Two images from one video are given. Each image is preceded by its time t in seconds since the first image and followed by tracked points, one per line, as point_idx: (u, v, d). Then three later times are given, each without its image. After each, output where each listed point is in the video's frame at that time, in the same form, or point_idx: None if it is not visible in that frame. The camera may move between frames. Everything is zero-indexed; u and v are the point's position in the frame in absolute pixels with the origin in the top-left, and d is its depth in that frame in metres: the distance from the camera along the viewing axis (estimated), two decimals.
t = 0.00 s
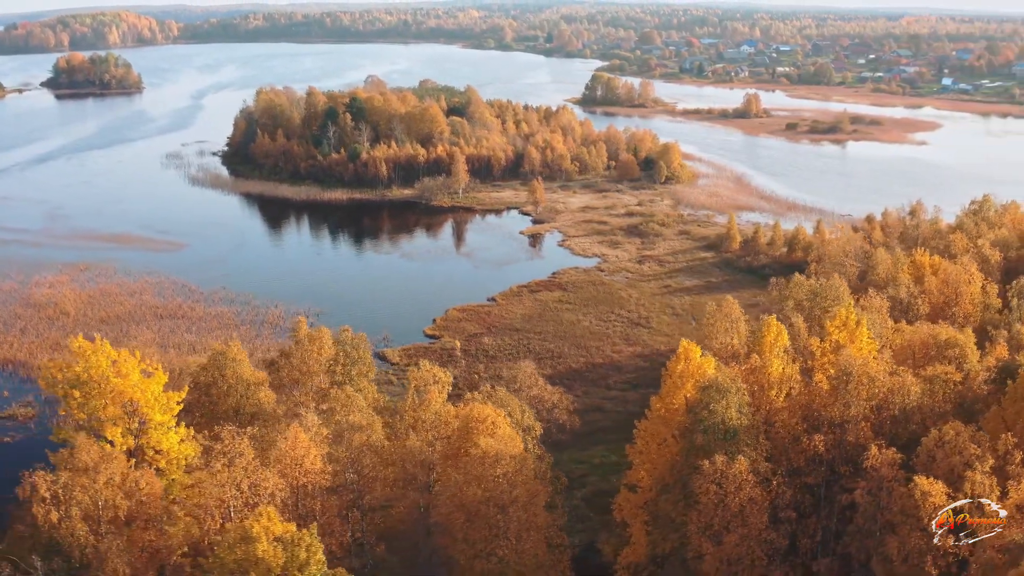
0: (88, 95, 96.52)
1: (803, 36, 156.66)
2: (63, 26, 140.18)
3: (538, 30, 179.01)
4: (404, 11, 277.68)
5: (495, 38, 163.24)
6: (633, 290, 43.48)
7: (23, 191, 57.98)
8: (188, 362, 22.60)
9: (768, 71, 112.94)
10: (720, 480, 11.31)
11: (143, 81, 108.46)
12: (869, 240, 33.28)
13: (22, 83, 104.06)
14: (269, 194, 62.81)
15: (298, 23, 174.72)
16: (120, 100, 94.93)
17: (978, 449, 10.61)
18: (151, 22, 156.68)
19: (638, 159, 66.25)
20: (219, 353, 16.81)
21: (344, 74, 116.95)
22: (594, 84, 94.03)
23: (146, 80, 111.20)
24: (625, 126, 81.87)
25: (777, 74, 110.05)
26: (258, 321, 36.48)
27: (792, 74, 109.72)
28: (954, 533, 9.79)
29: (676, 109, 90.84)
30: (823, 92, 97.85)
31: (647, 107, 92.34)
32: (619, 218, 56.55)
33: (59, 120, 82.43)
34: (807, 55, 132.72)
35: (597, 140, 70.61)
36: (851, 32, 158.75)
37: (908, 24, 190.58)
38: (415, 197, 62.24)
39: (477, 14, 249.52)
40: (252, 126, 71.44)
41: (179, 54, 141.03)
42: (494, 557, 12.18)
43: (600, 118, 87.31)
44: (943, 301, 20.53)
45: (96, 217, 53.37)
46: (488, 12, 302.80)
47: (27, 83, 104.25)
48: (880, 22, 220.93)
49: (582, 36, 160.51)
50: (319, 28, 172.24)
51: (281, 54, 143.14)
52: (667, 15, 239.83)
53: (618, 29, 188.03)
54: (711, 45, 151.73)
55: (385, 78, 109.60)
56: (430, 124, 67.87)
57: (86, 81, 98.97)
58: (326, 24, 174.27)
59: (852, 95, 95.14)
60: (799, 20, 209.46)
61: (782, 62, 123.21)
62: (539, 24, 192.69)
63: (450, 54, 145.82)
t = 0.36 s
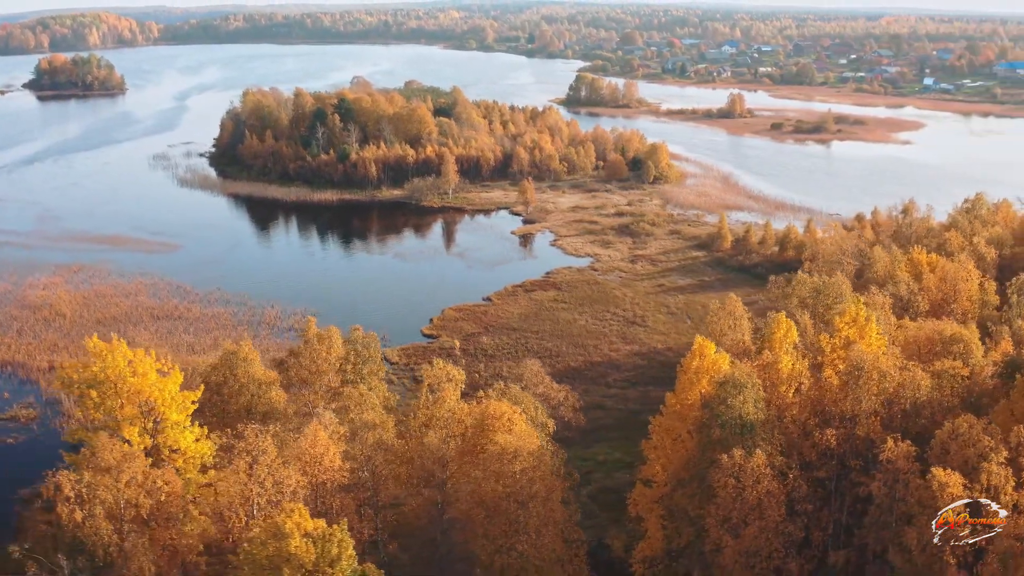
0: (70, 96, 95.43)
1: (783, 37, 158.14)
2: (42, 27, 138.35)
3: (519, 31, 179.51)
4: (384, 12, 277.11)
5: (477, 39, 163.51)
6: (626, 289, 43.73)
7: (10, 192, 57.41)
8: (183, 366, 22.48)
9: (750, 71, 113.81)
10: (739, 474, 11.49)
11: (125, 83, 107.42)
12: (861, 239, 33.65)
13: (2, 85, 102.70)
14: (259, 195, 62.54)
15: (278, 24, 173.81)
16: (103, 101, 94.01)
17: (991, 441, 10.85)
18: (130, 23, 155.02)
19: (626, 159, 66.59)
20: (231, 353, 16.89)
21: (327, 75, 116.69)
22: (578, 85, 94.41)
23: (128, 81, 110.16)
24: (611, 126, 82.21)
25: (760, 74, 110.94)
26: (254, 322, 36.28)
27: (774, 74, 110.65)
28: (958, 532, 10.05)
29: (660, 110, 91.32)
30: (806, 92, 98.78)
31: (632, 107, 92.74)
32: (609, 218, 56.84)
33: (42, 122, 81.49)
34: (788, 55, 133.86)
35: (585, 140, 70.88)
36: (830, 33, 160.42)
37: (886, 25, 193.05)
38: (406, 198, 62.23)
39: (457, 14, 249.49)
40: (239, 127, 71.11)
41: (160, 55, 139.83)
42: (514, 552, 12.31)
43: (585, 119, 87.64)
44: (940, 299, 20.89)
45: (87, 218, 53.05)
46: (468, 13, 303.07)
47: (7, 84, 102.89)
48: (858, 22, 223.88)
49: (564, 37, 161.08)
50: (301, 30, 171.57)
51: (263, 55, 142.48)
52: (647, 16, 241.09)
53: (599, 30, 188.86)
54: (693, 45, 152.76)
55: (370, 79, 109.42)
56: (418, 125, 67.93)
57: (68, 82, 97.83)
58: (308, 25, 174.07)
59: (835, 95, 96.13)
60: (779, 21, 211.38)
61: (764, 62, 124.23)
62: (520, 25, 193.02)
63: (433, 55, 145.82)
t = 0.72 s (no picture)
0: (54, 98, 94.46)
1: (765, 37, 159.41)
2: (21, 29, 136.71)
3: (501, 32, 180.02)
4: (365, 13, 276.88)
5: (459, 40, 163.81)
6: (620, 289, 43.94)
7: None
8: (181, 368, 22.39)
9: (734, 72, 114.62)
10: (754, 468, 11.66)
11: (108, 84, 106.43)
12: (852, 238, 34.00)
13: None
14: (249, 196, 62.28)
15: (259, 25, 173.13)
16: (87, 103, 93.14)
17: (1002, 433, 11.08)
18: (111, 25, 153.60)
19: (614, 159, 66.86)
20: (239, 353, 16.93)
21: (312, 77, 116.37)
22: (563, 86, 94.78)
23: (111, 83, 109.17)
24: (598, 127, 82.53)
25: (743, 75, 111.81)
26: (251, 323, 36.16)
27: (757, 74, 111.54)
28: (957, 533, 10.26)
29: (645, 110, 91.76)
30: (789, 93, 99.67)
31: (617, 108, 93.12)
32: (600, 218, 57.11)
33: (27, 125, 80.70)
34: (770, 56, 135.00)
35: (573, 140, 71.12)
36: (810, 34, 161.75)
37: (867, 26, 194.91)
38: (395, 199, 62.26)
39: (437, 15, 249.87)
40: (227, 129, 70.78)
41: (141, 57, 138.70)
42: (531, 548, 12.44)
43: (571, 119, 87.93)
44: (938, 297, 21.21)
45: (79, 220, 52.69)
46: (450, 13, 302.95)
47: None
48: (837, 22, 225.96)
49: (547, 38, 161.76)
50: (282, 31, 170.98)
51: (246, 57, 141.85)
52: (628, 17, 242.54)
53: (581, 30, 189.51)
54: (676, 46, 153.53)
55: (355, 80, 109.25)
56: (407, 125, 67.93)
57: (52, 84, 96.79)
58: (289, 26, 173.67)
59: (819, 95, 97.07)
60: (760, 21, 212.94)
61: (747, 63, 125.13)
62: (503, 26, 193.55)
63: (416, 56, 145.87)
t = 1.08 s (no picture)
0: (34, 101, 93.33)
1: (745, 38, 160.85)
2: None
3: (482, 34, 180.47)
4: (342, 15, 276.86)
5: (439, 41, 164.10)
6: (614, 288, 44.16)
7: None
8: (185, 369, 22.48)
9: (715, 73, 115.56)
10: (772, 463, 11.82)
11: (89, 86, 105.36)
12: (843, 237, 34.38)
13: None
14: (237, 198, 61.98)
15: (238, 27, 172.44)
16: (68, 106, 92.16)
17: (1012, 426, 11.34)
18: (90, 27, 152.03)
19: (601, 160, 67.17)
20: (249, 353, 16.94)
21: (294, 79, 116.00)
22: (546, 87, 95.06)
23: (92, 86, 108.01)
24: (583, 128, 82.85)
25: (724, 76, 112.73)
26: (246, 325, 36.01)
27: (738, 75, 112.52)
28: (958, 533, 10.74)
29: (628, 111, 92.24)
30: (771, 93, 100.59)
31: (600, 109, 93.50)
32: (589, 219, 57.39)
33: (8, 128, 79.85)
34: (750, 57, 136.25)
35: (559, 141, 71.37)
36: (788, 35, 163.47)
37: (844, 26, 197.49)
38: (384, 201, 62.30)
39: (416, 16, 250.13)
40: (213, 130, 70.38)
41: (120, 59, 137.41)
42: (550, 543, 12.49)
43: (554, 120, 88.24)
44: (935, 295, 21.61)
45: (69, 222, 52.24)
46: (429, 15, 303.10)
47: None
48: (814, 23, 228.59)
49: (527, 40, 162.52)
50: (261, 33, 170.31)
51: (226, 59, 141.11)
52: (606, 19, 243.98)
53: (562, 31, 190.24)
54: (657, 47, 154.55)
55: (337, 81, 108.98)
56: (394, 127, 67.81)
57: (32, 86, 95.52)
58: (268, 28, 173.23)
59: (800, 95, 98.09)
60: (739, 23, 215.01)
61: (727, 64, 126.13)
62: (483, 28, 194.07)
63: (397, 58, 145.79)
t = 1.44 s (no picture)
0: (15, 103, 92.22)
1: (725, 39, 162.11)
2: None
3: (462, 35, 180.69)
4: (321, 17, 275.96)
5: (420, 43, 164.09)
6: (607, 288, 44.38)
7: None
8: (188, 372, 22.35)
9: (697, 74, 116.40)
10: (788, 458, 12.04)
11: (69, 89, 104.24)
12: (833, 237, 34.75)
13: None
14: (226, 200, 61.67)
15: (217, 28, 171.40)
16: (49, 108, 91.16)
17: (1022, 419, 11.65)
18: (68, 29, 150.33)
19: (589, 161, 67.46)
20: (260, 354, 17.00)
21: (276, 80, 115.49)
22: (529, 88, 95.16)
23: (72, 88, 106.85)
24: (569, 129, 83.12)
25: (706, 77, 113.52)
26: (242, 327, 35.90)
27: (720, 76, 113.40)
28: (958, 531, 11.07)
29: (612, 112, 92.62)
30: (752, 94, 101.46)
31: (584, 110, 93.84)
32: (578, 219, 57.64)
33: None
34: (731, 57, 137.30)
35: (546, 143, 71.55)
36: (767, 35, 165.01)
37: (824, 27, 199.46)
38: (374, 202, 62.25)
39: (395, 18, 250.20)
40: (199, 132, 69.94)
41: (99, 61, 136.03)
42: (569, 539, 12.59)
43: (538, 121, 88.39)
44: (932, 292, 22.00)
45: (59, 224, 51.85)
46: (409, 17, 303.03)
47: None
48: (791, 23, 230.74)
49: (507, 41, 162.97)
50: (241, 35, 169.45)
51: (206, 61, 140.29)
52: (585, 20, 244.93)
53: (542, 32, 190.79)
54: (637, 48, 155.43)
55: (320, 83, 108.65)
56: (382, 128, 67.67)
57: (12, 88, 94.29)
58: (247, 29, 172.69)
59: (782, 96, 98.99)
60: (719, 23, 216.97)
61: (708, 65, 126.98)
62: (463, 29, 194.28)
63: (378, 59, 145.59)
